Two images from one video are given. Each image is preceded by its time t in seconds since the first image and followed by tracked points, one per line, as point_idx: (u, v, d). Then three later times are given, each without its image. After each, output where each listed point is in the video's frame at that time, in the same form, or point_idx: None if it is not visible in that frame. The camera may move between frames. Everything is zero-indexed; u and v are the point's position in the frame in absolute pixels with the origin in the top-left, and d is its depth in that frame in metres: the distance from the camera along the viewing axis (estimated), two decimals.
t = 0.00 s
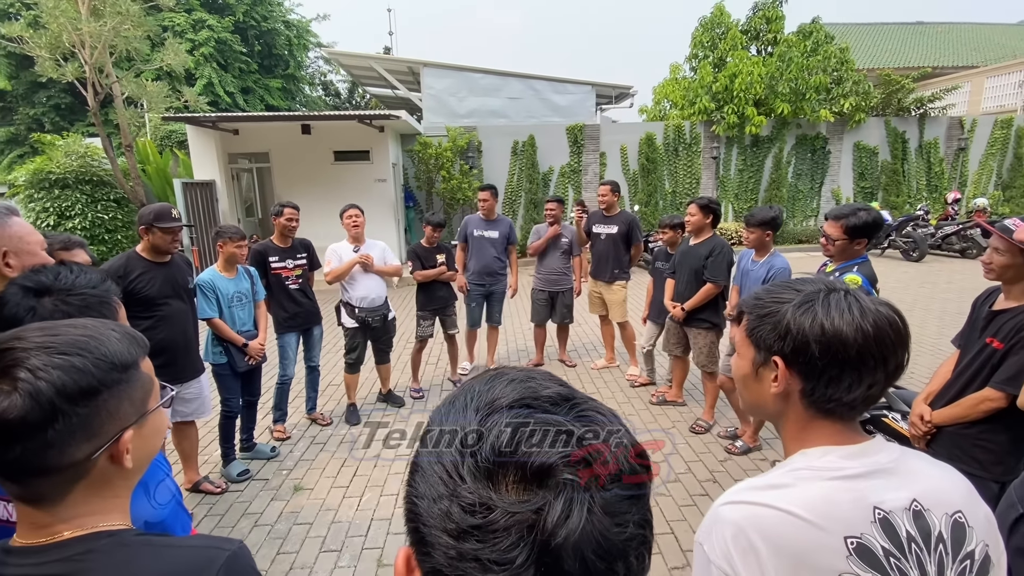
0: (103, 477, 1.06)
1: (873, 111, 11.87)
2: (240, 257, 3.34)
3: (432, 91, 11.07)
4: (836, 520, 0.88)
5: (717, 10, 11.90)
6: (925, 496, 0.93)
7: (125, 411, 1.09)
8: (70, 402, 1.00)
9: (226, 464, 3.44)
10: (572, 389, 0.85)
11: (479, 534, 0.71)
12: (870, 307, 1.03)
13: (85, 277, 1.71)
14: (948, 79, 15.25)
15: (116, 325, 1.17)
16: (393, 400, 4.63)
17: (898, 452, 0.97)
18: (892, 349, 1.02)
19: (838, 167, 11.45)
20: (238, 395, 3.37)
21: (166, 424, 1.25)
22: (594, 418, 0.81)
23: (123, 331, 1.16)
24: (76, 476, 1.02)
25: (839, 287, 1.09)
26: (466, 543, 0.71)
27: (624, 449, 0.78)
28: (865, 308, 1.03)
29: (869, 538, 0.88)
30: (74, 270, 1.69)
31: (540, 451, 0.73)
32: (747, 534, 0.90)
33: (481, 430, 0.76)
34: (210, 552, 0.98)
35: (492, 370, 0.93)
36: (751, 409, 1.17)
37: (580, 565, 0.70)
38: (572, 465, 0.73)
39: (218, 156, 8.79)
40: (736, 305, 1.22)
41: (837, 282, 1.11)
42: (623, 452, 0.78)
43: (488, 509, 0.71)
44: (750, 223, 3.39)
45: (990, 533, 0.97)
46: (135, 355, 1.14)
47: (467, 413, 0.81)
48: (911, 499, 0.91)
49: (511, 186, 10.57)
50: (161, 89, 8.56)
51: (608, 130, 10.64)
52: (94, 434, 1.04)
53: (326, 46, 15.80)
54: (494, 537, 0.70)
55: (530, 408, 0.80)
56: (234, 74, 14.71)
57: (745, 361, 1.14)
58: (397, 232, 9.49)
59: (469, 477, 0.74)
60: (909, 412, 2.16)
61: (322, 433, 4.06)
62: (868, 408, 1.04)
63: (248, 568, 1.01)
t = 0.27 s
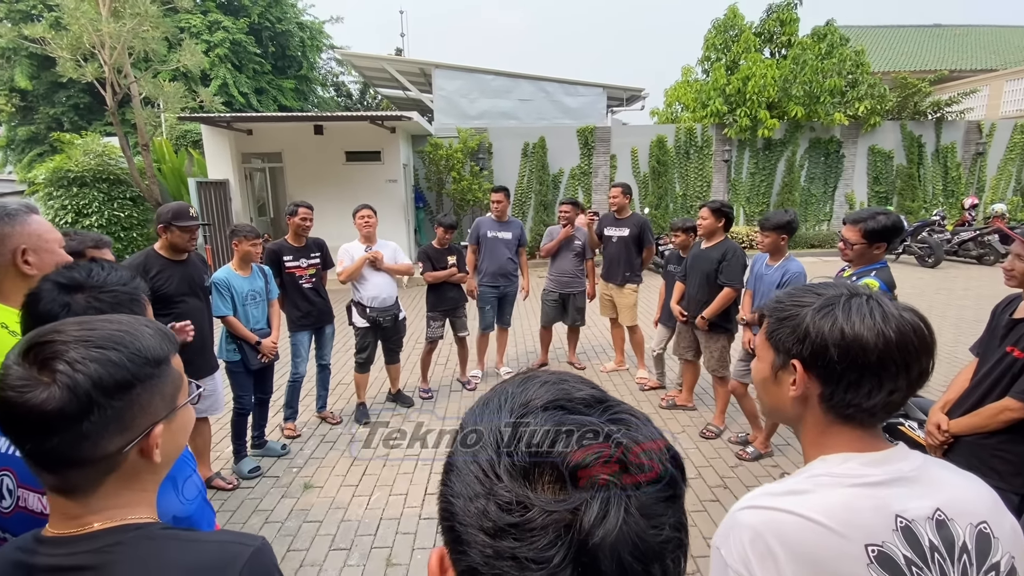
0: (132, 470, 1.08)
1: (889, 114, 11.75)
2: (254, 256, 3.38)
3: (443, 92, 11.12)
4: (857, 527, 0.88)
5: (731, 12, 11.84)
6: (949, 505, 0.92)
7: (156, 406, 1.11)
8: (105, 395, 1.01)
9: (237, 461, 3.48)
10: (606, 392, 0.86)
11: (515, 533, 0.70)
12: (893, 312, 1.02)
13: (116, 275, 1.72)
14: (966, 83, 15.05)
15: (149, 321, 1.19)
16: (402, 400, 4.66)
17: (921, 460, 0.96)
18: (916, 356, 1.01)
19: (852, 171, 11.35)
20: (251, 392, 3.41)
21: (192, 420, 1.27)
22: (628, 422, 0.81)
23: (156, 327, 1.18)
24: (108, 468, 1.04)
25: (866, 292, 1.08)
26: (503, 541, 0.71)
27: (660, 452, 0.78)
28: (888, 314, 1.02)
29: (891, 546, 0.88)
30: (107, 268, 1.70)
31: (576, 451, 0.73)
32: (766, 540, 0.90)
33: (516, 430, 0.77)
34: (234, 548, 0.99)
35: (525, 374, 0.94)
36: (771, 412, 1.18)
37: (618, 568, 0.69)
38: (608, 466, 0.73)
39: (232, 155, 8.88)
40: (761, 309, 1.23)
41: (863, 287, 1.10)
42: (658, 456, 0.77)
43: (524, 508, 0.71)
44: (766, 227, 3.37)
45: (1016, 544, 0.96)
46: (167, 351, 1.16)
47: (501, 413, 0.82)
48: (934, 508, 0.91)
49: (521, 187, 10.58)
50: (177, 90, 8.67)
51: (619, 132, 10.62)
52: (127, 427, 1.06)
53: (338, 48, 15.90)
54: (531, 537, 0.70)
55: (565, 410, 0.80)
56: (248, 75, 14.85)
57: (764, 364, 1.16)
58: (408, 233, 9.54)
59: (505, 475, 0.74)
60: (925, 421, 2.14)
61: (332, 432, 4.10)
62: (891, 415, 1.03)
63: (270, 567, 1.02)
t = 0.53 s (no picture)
0: (176, 459, 1.11)
1: (914, 116, 11.54)
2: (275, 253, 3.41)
3: (460, 93, 11.16)
4: (889, 531, 0.87)
5: (752, 12, 11.73)
6: (985, 512, 0.91)
7: (201, 397, 1.14)
8: (156, 384, 1.05)
9: (256, 455, 3.55)
10: (653, 389, 0.86)
11: (566, 526, 0.70)
12: (925, 316, 1.01)
13: (160, 271, 1.75)
14: (995, 84, 14.70)
15: (195, 314, 1.23)
16: (417, 398, 4.69)
17: (957, 466, 0.95)
18: (946, 361, 0.99)
19: (875, 174, 11.17)
20: (270, 387, 3.46)
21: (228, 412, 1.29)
22: (675, 420, 0.81)
23: (201, 320, 1.22)
24: (155, 456, 1.07)
25: (899, 295, 1.06)
26: (556, 534, 0.71)
27: (709, 450, 0.78)
28: (920, 317, 1.01)
29: (925, 552, 0.87)
30: (150, 263, 1.74)
31: (629, 446, 0.74)
32: (795, 542, 0.90)
33: (567, 425, 0.77)
34: (271, 538, 1.02)
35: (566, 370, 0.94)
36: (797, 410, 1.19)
37: (670, 561, 0.69)
38: (659, 462, 0.73)
39: (252, 154, 9.01)
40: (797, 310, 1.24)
41: (900, 290, 1.08)
42: (706, 453, 0.78)
43: (579, 500, 0.71)
44: (789, 230, 3.33)
45: None
46: (212, 343, 1.19)
47: (550, 409, 0.81)
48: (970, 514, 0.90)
49: (536, 188, 10.58)
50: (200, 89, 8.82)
51: (635, 133, 10.56)
52: (175, 416, 1.09)
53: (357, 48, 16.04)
54: (584, 530, 0.69)
55: (615, 406, 0.80)
56: (268, 75, 15.03)
57: (792, 361, 1.17)
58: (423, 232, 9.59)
59: (558, 469, 0.74)
60: (951, 430, 2.10)
61: (348, 428, 4.15)
62: (920, 420, 1.01)
63: (304, 558, 1.05)
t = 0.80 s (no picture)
0: (235, 448, 1.13)
1: (950, 116, 11.21)
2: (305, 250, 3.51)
3: (483, 92, 11.19)
4: (946, 540, 0.87)
5: (781, 10, 11.53)
6: None
7: (260, 388, 1.15)
8: (220, 373, 1.08)
9: (283, 447, 3.63)
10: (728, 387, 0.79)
11: (651, 522, 0.65)
12: (991, 319, 0.99)
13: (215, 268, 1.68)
14: None
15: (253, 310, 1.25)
16: (439, 395, 4.73)
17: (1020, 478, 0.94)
18: (1011, 367, 0.97)
19: (908, 175, 10.89)
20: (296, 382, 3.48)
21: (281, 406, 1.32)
22: (756, 416, 0.74)
23: (259, 314, 1.23)
24: (215, 444, 1.09)
25: (963, 298, 1.04)
26: (641, 530, 0.65)
27: (793, 448, 0.71)
28: (984, 320, 0.99)
29: (986, 563, 0.86)
30: (208, 261, 1.68)
31: (711, 444, 0.67)
32: (845, 544, 0.92)
33: (645, 423, 0.72)
34: (329, 526, 1.06)
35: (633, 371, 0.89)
36: (851, 414, 1.19)
37: (760, 561, 0.62)
38: (745, 458, 0.66)
39: (279, 153, 9.15)
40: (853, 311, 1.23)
41: (965, 293, 1.06)
42: (789, 452, 0.71)
43: (664, 496, 0.65)
44: (826, 232, 3.27)
45: None
46: (270, 337, 1.21)
47: (622, 407, 0.76)
48: None
49: (558, 187, 10.56)
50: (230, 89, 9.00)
51: (659, 133, 10.45)
52: (238, 406, 1.12)
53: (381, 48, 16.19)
54: (671, 527, 0.63)
55: (694, 404, 0.74)
56: (294, 75, 15.24)
57: (846, 364, 1.17)
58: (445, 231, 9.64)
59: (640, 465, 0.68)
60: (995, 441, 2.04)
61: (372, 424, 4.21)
62: (984, 426, 1.00)
63: (358, 547, 1.09)
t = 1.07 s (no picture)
0: (297, 440, 1.13)
1: (1000, 113, 10.73)
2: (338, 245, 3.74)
3: (511, 90, 11.16)
4: None
5: (820, 3, 11.25)
6: None
7: (325, 381, 1.15)
8: (291, 365, 1.07)
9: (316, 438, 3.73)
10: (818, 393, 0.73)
11: (751, 523, 0.58)
12: None
13: (266, 263, 1.66)
14: None
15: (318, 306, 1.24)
16: (466, 391, 4.76)
17: None
18: None
19: (954, 174, 10.48)
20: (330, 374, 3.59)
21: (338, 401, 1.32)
22: (853, 421, 0.68)
23: (323, 310, 1.22)
24: (282, 434, 1.10)
25: None
26: (740, 533, 0.58)
27: (896, 456, 0.65)
28: None
29: None
30: (259, 255, 1.66)
31: (813, 448, 0.61)
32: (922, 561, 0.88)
33: (739, 424, 0.65)
34: (390, 521, 1.08)
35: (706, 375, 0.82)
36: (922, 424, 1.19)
37: (869, 567, 0.57)
38: (847, 463, 0.61)
39: (312, 150, 9.32)
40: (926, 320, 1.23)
41: None
42: (891, 459, 0.65)
43: (767, 498, 0.58)
44: (872, 234, 3.18)
45: None
46: (334, 332, 1.20)
47: (710, 408, 0.69)
48: None
49: (585, 185, 10.50)
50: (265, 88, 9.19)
51: (690, 131, 10.28)
52: (306, 399, 1.11)
53: (409, 47, 16.32)
54: (776, 530, 0.57)
55: (787, 407, 0.68)
56: (326, 74, 15.48)
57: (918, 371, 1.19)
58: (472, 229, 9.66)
59: (739, 466, 0.61)
60: None
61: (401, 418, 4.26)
62: None
63: (415, 544, 1.11)
